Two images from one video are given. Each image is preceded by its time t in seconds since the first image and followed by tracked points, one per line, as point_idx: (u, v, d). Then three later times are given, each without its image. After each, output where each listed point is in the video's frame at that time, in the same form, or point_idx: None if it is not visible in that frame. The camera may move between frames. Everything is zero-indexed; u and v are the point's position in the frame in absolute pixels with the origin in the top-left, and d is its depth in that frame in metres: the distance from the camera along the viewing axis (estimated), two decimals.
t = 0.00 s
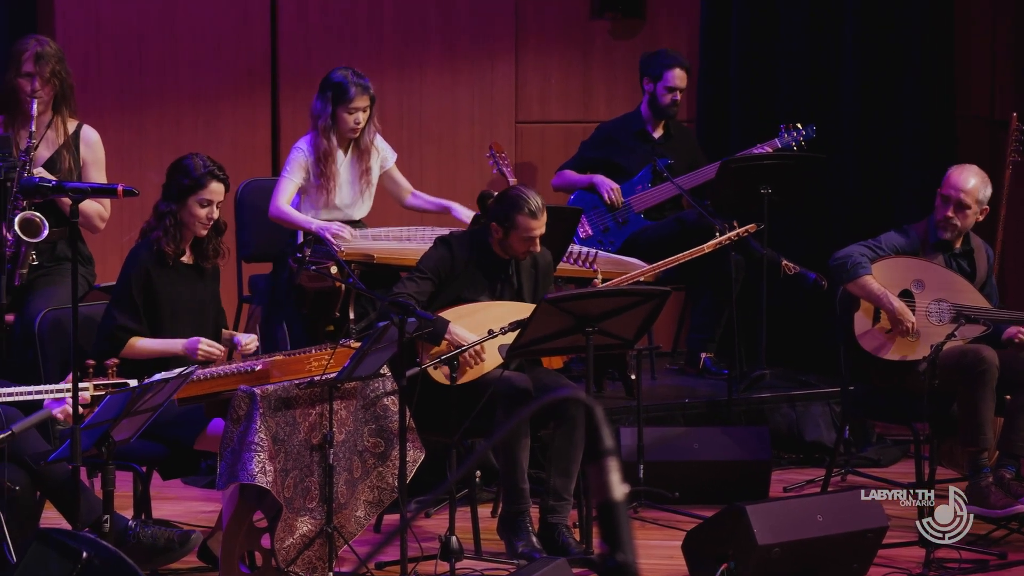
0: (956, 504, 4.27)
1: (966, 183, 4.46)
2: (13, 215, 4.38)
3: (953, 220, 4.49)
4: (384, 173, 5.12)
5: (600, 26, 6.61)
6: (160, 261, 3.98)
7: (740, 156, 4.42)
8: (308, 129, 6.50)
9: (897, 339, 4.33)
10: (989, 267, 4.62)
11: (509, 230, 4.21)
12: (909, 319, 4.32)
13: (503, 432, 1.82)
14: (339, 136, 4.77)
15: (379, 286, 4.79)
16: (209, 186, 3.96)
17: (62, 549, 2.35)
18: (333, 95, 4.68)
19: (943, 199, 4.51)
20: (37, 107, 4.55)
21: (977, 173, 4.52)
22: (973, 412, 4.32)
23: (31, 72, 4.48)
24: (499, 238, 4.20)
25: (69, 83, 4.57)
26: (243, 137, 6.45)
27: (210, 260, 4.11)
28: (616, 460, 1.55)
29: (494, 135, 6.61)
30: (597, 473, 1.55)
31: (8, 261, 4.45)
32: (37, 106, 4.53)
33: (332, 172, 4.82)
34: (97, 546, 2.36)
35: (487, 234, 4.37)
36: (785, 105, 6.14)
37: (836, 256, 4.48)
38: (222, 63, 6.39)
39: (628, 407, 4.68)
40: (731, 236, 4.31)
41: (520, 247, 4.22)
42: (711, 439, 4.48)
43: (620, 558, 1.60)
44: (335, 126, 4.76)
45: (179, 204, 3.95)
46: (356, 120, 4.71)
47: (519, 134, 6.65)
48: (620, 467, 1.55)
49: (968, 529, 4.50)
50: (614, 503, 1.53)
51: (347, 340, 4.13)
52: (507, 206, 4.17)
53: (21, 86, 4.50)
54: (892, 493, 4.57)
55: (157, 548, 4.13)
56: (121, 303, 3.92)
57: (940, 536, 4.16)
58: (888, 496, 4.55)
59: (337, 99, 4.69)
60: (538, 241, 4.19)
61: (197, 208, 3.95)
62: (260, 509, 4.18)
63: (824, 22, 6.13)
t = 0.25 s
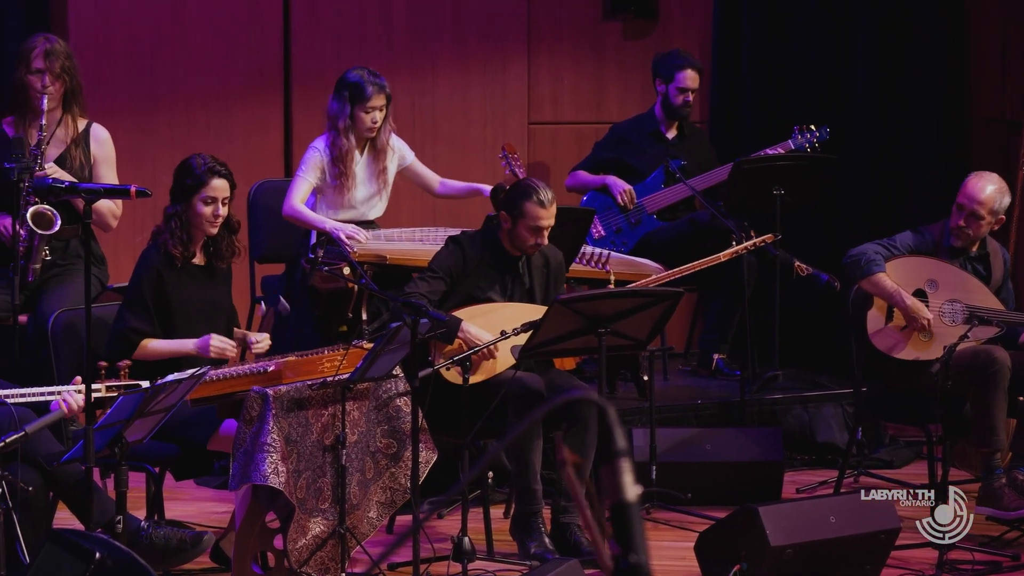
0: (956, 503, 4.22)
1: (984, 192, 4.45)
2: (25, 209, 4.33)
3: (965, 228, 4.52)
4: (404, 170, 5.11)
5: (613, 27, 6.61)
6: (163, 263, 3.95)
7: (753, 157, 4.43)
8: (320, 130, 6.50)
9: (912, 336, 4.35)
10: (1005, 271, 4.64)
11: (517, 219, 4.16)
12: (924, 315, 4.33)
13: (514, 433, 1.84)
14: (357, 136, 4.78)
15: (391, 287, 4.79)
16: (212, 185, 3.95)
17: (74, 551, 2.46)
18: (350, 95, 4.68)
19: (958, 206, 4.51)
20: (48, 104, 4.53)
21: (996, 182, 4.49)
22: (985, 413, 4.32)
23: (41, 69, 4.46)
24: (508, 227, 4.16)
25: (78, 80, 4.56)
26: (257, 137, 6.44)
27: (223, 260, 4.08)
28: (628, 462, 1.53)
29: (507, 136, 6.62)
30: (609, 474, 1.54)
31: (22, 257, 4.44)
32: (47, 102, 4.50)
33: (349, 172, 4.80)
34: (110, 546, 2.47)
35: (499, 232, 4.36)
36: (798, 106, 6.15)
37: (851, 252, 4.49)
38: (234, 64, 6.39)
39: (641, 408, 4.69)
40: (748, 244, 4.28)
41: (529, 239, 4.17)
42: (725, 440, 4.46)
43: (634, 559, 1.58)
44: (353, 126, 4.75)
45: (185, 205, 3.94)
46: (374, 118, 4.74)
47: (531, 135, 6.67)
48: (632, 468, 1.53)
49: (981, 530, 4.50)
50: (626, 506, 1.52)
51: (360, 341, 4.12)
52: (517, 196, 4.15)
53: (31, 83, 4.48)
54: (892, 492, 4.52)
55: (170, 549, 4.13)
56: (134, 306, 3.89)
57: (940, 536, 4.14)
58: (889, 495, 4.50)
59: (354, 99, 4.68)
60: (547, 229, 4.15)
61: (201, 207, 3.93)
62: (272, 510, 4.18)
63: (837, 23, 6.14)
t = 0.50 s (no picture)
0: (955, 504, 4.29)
1: (1004, 194, 4.47)
2: (37, 204, 4.39)
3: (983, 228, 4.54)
4: (423, 174, 5.03)
5: (626, 28, 6.59)
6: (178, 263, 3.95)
7: (766, 158, 4.43)
8: (332, 131, 6.49)
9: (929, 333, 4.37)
10: None
11: (529, 219, 4.17)
12: (940, 314, 4.35)
13: (525, 436, 1.94)
14: (375, 139, 4.76)
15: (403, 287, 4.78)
16: (220, 184, 3.94)
17: (88, 551, 2.48)
18: (369, 98, 4.67)
19: (979, 207, 4.54)
20: (58, 100, 4.52)
21: (1017, 185, 4.52)
22: (1000, 415, 4.30)
23: (49, 65, 4.45)
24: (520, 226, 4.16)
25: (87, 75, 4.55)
26: (269, 138, 6.44)
27: (229, 259, 4.05)
28: (640, 463, 1.61)
29: (519, 137, 6.61)
30: (621, 476, 1.61)
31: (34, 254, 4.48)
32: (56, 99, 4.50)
33: (366, 175, 4.78)
34: (121, 547, 2.47)
35: (512, 232, 4.37)
36: (812, 104, 6.10)
37: (870, 248, 4.49)
38: (247, 65, 6.39)
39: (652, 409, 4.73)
40: (761, 248, 4.27)
41: (541, 238, 4.17)
42: (737, 441, 4.47)
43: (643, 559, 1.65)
44: (371, 129, 4.73)
45: (193, 205, 3.94)
46: (392, 123, 4.72)
47: (544, 136, 6.64)
48: (644, 470, 1.60)
49: (993, 531, 4.49)
50: (639, 506, 1.60)
51: (372, 342, 4.11)
52: (530, 195, 4.16)
53: (40, 80, 4.46)
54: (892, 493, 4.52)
55: (182, 549, 4.12)
56: (154, 307, 3.89)
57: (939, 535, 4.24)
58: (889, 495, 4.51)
59: (373, 102, 4.67)
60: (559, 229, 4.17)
61: (210, 207, 3.92)
62: (284, 510, 4.16)
63: (851, 23, 6.12)
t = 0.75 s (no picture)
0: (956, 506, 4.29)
1: (1020, 190, 4.47)
2: (48, 200, 4.39)
3: (1003, 224, 4.53)
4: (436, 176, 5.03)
5: (636, 29, 6.61)
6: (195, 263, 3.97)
7: (777, 158, 4.42)
8: (342, 131, 6.49)
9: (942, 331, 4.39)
10: None
11: (541, 220, 4.18)
12: (952, 311, 4.37)
13: (538, 435, 1.82)
14: (390, 141, 4.76)
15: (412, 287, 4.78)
16: (230, 185, 3.96)
17: (98, 552, 2.46)
18: (385, 100, 4.67)
19: (995, 202, 4.54)
20: (68, 99, 4.52)
21: None
22: (1012, 413, 4.28)
23: (61, 64, 4.45)
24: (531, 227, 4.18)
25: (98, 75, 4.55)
26: (280, 139, 6.44)
27: (243, 258, 4.10)
28: (651, 464, 1.53)
29: (530, 137, 6.61)
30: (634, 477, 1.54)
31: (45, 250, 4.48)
32: (67, 97, 4.49)
33: (379, 176, 4.79)
34: (132, 547, 2.44)
35: (523, 232, 4.37)
36: (820, 107, 6.14)
37: (885, 243, 4.53)
38: (257, 66, 6.39)
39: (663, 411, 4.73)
40: (771, 248, 4.26)
41: (553, 239, 4.19)
42: (746, 442, 4.49)
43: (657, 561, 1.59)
44: (386, 131, 4.74)
45: (203, 208, 3.95)
46: (407, 126, 4.72)
47: (554, 137, 6.64)
48: (656, 470, 1.53)
49: (1004, 533, 4.47)
50: (649, 506, 1.53)
51: (381, 343, 4.12)
52: (542, 195, 4.17)
53: (50, 79, 4.45)
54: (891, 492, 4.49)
55: (193, 550, 4.12)
56: (171, 306, 3.93)
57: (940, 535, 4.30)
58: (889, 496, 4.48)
59: (390, 104, 4.68)
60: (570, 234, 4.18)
61: (220, 209, 3.94)
62: (295, 510, 4.15)
63: (861, 23, 6.12)
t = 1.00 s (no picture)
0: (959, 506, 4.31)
1: None
2: (60, 198, 4.43)
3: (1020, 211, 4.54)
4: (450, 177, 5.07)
5: (647, 29, 6.61)
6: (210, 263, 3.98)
7: (788, 159, 4.43)
8: (353, 132, 6.49)
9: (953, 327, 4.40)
10: None
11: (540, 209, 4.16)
12: (964, 309, 4.38)
13: (548, 437, 1.80)
14: (407, 144, 4.77)
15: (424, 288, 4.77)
16: (248, 188, 3.95)
17: (110, 553, 2.47)
18: (402, 102, 4.65)
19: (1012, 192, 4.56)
20: (81, 99, 4.53)
21: None
22: None
23: (73, 64, 4.46)
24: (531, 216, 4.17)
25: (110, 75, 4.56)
26: (292, 141, 6.44)
27: (255, 261, 4.10)
28: (662, 464, 1.50)
29: (541, 139, 6.62)
30: (643, 476, 1.50)
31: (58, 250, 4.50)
32: (79, 97, 4.50)
33: (396, 177, 4.81)
34: (143, 547, 2.46)
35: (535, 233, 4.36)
36: (836, 108, 6.15)
37: (897, 240, 4.58)
38: (269, 68, 6.38)
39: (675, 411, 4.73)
40: (782, 248, 4.26)
41: (546, 230, 4.14)
42: (758, 443, 4.49)
43: (669, 562, 1.54)
44: (402, 133, 4.75)
45: (220, 208, 3.96)
46: (422, 129, 4.70)
47: (566, 138, 6.65)
48: (667, 470, 1.50)
49: (1016, 534, 4.46)
50: (660, 507, 1.49)
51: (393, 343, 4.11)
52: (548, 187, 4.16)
53: (63, 79, 4.46)
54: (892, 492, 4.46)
55: (204, 549, 4.09)
56: (179, 307, 3.93)
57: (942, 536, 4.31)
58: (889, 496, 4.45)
59: (406, 107, 4.66)
60: (575, 226, 4.09)
61: (237, 211, 3.95)
62: (306, 511, 4.17)
63: (874, 25, 6.15)
